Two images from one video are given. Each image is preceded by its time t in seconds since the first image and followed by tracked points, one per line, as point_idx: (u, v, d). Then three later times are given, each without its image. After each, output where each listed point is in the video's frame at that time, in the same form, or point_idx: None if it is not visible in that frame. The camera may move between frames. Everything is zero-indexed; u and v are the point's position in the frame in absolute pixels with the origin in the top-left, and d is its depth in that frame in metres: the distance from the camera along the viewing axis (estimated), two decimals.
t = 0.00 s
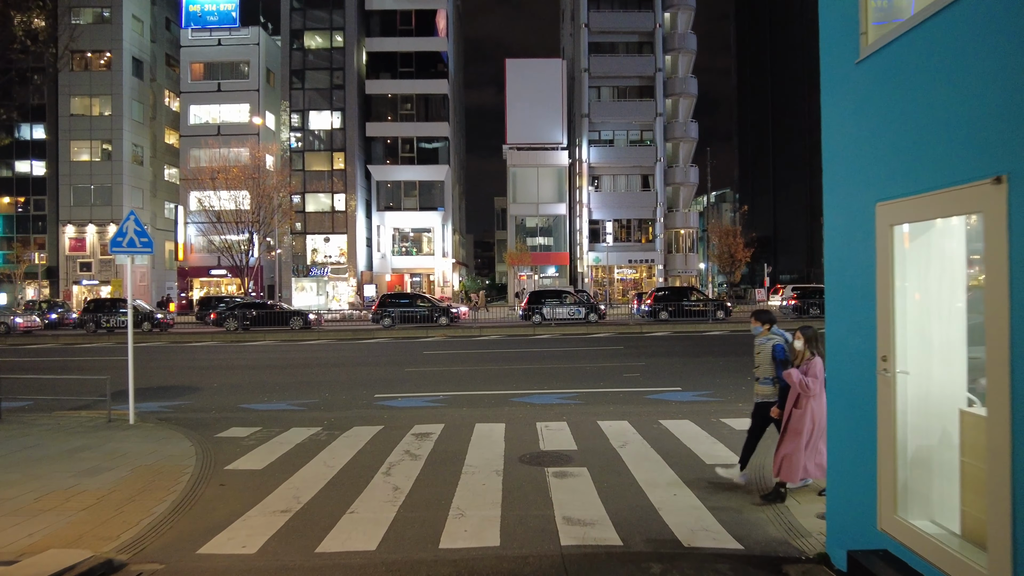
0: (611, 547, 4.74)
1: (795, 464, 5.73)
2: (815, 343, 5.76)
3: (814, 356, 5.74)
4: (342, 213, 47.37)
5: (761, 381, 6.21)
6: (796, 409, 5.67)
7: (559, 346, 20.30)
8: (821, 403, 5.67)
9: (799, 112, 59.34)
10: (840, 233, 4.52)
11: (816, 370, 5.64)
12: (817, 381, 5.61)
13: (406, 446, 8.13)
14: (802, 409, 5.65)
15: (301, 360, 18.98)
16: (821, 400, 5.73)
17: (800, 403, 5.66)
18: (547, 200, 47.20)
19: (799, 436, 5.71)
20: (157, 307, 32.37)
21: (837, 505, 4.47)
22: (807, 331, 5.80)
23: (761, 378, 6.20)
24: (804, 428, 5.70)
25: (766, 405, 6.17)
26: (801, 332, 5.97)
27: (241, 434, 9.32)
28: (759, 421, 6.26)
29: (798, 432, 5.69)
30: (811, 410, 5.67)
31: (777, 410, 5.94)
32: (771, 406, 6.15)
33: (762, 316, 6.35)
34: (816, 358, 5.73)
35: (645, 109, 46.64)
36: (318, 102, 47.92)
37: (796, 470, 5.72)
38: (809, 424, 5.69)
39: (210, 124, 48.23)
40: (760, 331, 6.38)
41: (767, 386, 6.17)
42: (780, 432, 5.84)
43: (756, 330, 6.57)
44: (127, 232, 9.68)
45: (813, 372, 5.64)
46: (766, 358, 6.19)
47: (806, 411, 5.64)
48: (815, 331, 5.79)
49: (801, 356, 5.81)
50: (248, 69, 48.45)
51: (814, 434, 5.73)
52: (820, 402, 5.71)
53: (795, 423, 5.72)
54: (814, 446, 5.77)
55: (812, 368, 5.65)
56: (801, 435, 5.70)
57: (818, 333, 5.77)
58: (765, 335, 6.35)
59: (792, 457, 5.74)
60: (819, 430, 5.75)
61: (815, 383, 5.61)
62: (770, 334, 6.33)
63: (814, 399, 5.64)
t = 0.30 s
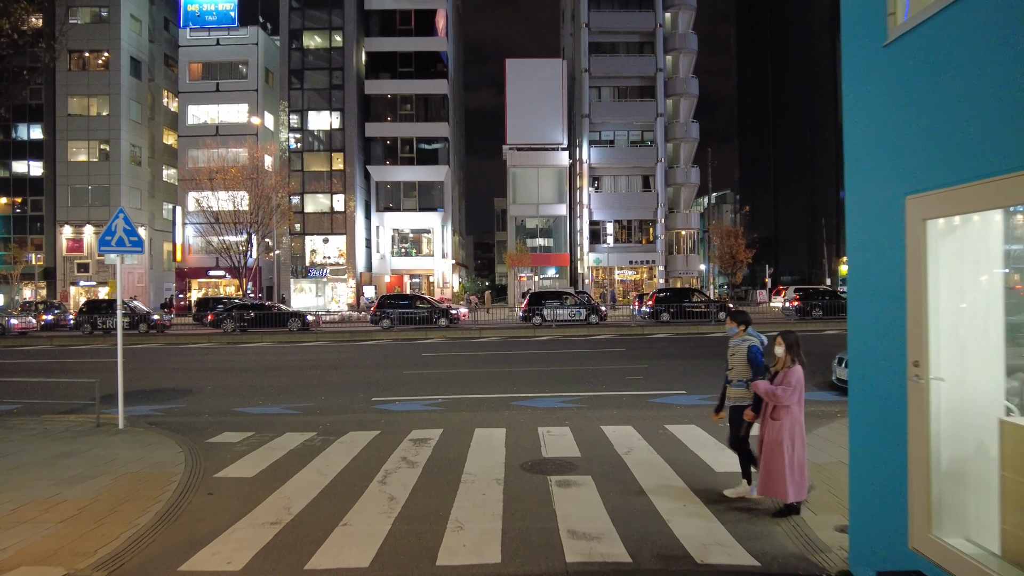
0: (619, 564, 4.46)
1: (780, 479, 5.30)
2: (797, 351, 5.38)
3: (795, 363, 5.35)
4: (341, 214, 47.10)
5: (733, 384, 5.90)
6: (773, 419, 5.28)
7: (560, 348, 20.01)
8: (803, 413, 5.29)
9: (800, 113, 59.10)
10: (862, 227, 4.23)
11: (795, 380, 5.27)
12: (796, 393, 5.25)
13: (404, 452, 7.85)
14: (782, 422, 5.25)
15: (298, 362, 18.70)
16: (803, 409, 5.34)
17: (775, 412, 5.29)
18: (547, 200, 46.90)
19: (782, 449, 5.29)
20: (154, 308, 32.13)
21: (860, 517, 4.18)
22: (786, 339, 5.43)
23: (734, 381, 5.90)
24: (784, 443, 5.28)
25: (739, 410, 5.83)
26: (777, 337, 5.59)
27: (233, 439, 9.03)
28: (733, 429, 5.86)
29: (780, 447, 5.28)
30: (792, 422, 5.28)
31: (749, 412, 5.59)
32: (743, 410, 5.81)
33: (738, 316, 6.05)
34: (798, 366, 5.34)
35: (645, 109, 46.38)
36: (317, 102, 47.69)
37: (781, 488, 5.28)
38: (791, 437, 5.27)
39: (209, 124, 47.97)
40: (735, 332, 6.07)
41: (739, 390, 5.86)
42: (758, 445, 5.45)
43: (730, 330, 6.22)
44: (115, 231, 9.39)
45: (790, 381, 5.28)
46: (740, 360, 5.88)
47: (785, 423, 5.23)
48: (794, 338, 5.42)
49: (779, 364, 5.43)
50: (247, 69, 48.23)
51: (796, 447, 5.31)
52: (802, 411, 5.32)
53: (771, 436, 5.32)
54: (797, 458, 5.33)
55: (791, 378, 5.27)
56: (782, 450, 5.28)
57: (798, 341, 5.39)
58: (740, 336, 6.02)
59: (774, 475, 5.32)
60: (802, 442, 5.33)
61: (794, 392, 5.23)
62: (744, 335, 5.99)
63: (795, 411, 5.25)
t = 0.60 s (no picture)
0: None
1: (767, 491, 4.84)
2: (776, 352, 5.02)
3: (776, 365, 4.98)
4: (344, 212, 46.83)
5: (715, 389, 5.67)
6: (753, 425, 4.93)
7: (564, 347, 19.67)
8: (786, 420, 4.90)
9: (805, 112, 58.65)
10: (901, 212, 3.89)
11: (776, 384, 4.88)
12: (777, 396, 4.85)
13: (404, 453, 7.54)
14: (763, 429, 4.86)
15: (298, 361, 18.40)
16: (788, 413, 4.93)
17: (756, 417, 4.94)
18: (551, 199, 46.53)
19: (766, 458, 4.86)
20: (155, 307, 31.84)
21: (899, 529, 3.83)
22: (763, 339, 5.11)
23: (714, 387, 5.68)
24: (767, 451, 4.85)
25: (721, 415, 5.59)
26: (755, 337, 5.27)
27: (227, 439, 8.70)
28: (716, 437, 5.53)
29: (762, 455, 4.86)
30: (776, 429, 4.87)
31: (728, 418, 5.29)
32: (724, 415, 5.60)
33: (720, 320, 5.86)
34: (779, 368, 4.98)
35: (650, 107, 46.03)
36: (320, 100, 47.45)
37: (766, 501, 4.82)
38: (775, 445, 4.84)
39: (211, 122, 47.76)
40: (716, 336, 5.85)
41: (719, 394, 5.63)
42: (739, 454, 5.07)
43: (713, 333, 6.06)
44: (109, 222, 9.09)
45: (769, 384, 4.89)
46: (719, 362, 5.69)
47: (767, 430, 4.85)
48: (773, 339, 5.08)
49: (758, 366, 5.07)
50: (249, 67, 47.99)
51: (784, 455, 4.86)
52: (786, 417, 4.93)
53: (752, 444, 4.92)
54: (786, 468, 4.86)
55: (769, 381, 4.89)
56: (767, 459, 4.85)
57: (776, 342, 5.07)
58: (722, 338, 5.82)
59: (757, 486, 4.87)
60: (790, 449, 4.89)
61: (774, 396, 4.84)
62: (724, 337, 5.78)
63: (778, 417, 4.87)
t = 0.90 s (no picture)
0: None
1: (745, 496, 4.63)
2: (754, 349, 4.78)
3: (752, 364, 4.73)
4: (343, 211, 46.46)
5: (688, 388, 5.33)
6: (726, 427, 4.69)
7: (566, 347, 19.32)
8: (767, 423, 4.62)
9: (808, 109, 58.20)
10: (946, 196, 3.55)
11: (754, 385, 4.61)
12: (754, 399, 4.60)
13: (400, 459, 7.19)
14: (738, 433, 4.64)
15: (294, 361, 18.04)
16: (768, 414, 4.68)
17: (728, 419, 4.70)
18: (552, 197, 46.16)
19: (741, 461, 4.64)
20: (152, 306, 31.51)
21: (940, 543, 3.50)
22: (735, 334, 4.85)
23: (688, 386, 5.32)
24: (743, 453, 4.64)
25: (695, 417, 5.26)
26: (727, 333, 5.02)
27: (215, 444, 8.33)
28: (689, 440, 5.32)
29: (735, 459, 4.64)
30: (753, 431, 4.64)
31: (699, 421, 5.02)
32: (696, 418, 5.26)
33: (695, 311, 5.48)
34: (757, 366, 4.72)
35: (652, 105, 45.65)
36: (319, 98, 47.07)
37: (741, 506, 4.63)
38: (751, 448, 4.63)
39: (210, 119, 47.39)
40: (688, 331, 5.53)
41: (692, 395, 5.29)
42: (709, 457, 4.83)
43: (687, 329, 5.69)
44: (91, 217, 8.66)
45: (744, 384, 4.64)
46: (692, 361, 5.35)
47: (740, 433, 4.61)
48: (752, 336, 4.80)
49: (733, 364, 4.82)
50: (248, 64, 47.65)
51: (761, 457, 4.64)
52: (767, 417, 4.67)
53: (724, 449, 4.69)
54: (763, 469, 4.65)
55: (745, 383, 4.63)
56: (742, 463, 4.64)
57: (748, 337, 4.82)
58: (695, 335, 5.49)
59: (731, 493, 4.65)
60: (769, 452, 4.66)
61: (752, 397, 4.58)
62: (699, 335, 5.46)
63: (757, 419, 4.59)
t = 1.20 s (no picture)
0: None
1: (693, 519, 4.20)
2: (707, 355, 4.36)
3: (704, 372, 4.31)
4: (338, 209, 46.06)
5: (648, 394, 4.87)
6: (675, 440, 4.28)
7: (563, 346, 18.94)
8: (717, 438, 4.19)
9: (807, 107, 57.88)
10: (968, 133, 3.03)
11: (703, 396, 4.18)
12: (704, 413, 4.18)
13: (386, 465, 6.78)
14: (685, 447, 4.21)
15: (285, 361, 17.64)
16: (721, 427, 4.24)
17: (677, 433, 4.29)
18: (549, 195, 45.80)
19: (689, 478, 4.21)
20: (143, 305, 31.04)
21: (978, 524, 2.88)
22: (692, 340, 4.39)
23: (646, 393, 4.88)
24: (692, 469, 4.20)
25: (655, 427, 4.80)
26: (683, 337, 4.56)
27: (194, 448, 7.92)
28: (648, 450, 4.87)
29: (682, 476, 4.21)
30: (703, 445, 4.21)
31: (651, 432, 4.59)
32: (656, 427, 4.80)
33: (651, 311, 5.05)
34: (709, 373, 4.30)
35: (650, 102, 45.28)
36: (313, 95, 46.62)
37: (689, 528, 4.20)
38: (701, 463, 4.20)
39: (204, 117, 46.90)
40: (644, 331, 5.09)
41: (652, 401, 4.84)
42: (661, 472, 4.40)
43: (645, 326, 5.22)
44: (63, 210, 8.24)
45: (693, 395, 4.22)
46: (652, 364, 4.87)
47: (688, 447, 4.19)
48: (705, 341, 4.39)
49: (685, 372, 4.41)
50: (242, 61, 47.19)
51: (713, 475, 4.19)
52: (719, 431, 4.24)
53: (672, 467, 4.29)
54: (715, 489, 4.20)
55: (693, 394, 4.20)
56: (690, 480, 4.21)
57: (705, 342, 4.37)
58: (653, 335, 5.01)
59: (679, 514, 4.22)
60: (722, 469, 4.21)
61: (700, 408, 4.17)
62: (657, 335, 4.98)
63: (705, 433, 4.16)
